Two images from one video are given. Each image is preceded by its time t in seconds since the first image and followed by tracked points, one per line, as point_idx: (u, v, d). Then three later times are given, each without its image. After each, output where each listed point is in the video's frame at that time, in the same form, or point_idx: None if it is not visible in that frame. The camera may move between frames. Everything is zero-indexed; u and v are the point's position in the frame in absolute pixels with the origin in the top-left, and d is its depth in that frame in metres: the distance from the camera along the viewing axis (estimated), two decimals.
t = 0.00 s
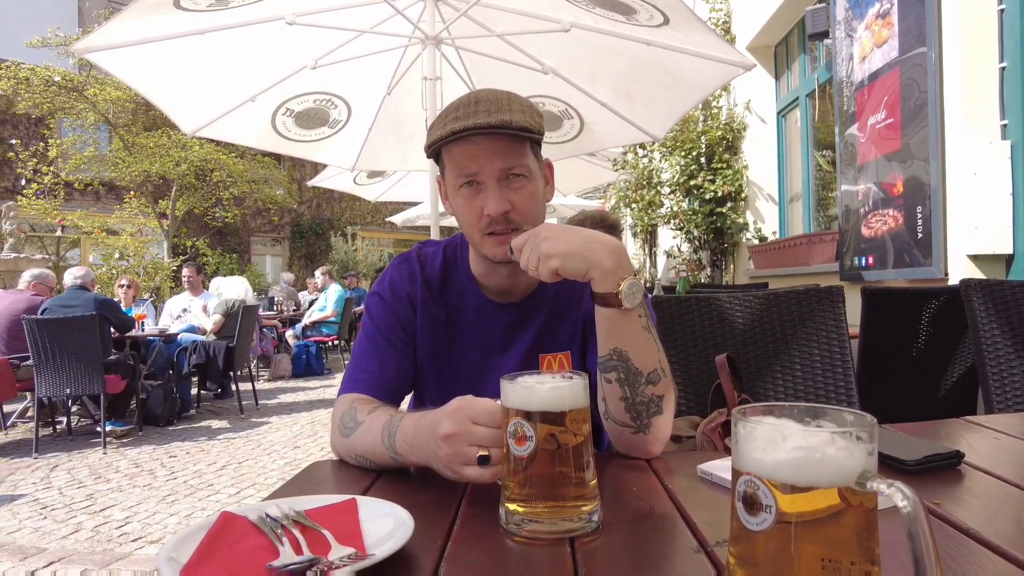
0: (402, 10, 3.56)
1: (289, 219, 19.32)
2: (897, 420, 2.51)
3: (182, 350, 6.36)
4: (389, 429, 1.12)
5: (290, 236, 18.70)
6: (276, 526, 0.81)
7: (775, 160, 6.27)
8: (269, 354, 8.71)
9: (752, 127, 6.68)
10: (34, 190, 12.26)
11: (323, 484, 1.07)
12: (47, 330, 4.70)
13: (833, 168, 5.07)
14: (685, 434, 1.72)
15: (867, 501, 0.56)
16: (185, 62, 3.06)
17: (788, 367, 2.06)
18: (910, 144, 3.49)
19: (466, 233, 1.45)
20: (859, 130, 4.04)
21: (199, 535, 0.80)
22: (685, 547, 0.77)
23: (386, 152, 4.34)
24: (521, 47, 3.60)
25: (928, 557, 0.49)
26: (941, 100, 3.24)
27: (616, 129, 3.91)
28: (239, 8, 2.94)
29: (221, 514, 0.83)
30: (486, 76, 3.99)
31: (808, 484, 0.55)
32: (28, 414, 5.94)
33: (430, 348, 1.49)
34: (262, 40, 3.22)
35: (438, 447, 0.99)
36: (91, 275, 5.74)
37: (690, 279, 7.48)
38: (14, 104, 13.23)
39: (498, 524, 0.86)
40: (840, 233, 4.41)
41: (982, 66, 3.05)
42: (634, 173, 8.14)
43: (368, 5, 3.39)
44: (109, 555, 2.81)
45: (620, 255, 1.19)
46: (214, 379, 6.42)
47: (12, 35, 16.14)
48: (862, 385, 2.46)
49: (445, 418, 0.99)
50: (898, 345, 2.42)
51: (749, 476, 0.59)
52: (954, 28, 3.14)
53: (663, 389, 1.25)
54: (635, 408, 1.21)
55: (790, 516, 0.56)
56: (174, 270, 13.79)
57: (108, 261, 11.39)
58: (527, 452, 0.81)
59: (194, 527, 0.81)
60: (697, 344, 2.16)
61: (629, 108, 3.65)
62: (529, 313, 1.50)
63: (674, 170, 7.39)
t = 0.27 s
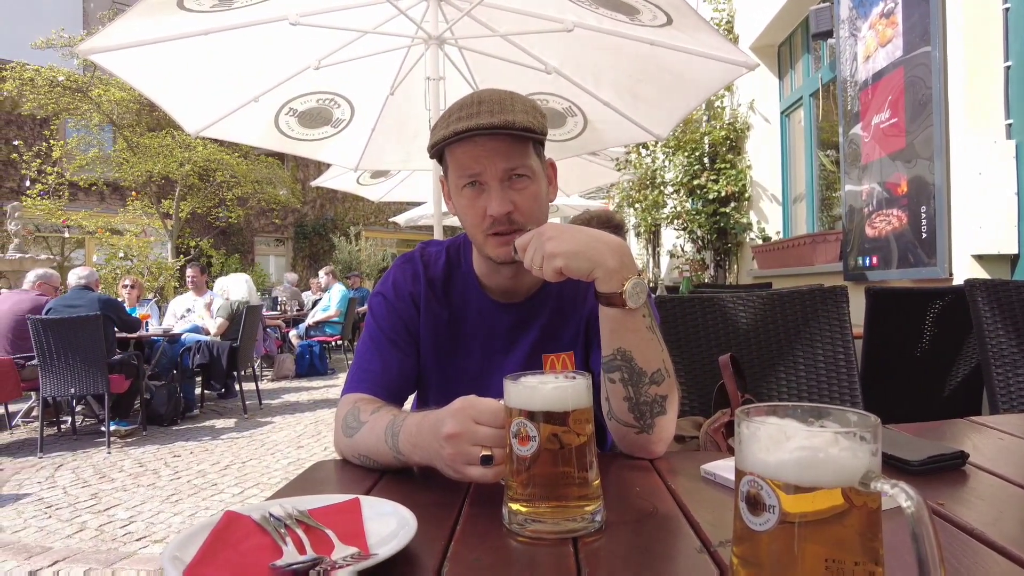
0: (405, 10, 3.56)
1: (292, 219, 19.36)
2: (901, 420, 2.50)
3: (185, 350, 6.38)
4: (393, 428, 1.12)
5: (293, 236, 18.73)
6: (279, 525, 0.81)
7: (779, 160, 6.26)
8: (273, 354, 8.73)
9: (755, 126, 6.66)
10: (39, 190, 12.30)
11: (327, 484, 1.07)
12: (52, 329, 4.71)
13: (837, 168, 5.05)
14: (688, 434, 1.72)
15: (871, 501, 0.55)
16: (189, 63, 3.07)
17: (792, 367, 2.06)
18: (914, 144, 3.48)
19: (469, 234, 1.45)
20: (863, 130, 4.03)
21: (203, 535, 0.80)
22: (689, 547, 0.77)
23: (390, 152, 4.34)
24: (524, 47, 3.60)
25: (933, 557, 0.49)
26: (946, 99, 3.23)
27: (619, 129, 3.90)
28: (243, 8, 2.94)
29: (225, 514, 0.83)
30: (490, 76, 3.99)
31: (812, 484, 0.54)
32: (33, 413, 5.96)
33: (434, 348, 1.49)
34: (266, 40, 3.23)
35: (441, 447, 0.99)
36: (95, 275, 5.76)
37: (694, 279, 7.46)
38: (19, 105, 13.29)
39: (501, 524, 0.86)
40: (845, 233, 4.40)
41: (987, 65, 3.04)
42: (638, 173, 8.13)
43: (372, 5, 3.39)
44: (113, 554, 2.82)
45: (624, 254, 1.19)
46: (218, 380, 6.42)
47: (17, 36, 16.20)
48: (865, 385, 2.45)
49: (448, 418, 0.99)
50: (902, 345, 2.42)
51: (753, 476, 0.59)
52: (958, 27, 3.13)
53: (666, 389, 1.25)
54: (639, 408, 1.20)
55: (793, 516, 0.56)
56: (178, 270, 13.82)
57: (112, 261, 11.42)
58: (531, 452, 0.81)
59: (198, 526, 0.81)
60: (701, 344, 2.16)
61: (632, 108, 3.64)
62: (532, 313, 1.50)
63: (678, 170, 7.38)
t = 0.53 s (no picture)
0: (408, 11, 3.57)
1: (295, 220, 19.39)
2: (903, 420, 2.50)
3: (189, 350, 6.35)
4: (396, 428, 1.13)
5: (296, 237, 18.76)
6: (282, 525, 0.81)
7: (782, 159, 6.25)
8: (276, 354, 8.74)
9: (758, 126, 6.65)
10: (43, 190, 12.35)
11: (330, 484, 1.08)
12: (57, 330, 4.74)
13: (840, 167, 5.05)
14: (691, 434, 1.72)
15: (874, 501, 0.55)
16: (192, 64, 3.08)
17: (795, 368, 2.05)
18: (918, 143, 3.47)
19: (471, 234, 1.45)
20: (867, 130, 4.02)
21: (206, 534, 0.81)
22: (691, 548, 0.77)
23: (393, 152, 4.35)
24: (526, 48, 3.60)
25: (934, 559, 0.49)
26: (949, 100, 3.23)
27: (622, 128, 3.90)
28: (246, 9, 2.95)
29: (228, 513, 0.84)
30: (492, 76, 3.99)
31: (813, 485, 0.54)
32: (37, 413, 5.98)
33: (436, 348, 1.49)
34: (269, 40, 3.23)
35: (444, 447, 1.00)
36: (98, 275, 5.77)
37: (696, 279, 7.46)
38: (23, 106, 13.33)
39: (504, 524, 0.87)
40: (848, 233, 4.39)
41: (991, 65, 3.04)
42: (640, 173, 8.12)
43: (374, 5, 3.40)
44: (117, 553, 2.83)
45: (626, 255, 1.19)
46: (219, 382, 6.40)
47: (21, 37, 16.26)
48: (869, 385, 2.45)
49: (450, 418, 0.99)
50: (906, 345, 2.41)
51: (755, 476, 0.59)
52: (962, 27, 3.11)
53: (669, 389, 1.25)
54: (641, 409, 1.20)
55: (795, 516, 0.56)
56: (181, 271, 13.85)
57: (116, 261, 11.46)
58: (533, 452, 0.81)
59: (201, 526, 0.82)
60: (704, 345, 2.16)
61: (635, 108, 3.64)
62: (534, 313, 1.50)
63: (680, 170, 7.37)
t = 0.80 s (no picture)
0: (410, 11, 3.57)
1: (298, 220, 19.42)
2: (906, 421, 2.49)
3: (191, 350, 6.36)
4: (398, 428, 1.13)
5: (299, 237, 18.79)
6: (285, 524, 0.81)
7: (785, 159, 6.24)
8: (278, 354, 8.75)
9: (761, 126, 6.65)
10: (47, 190, 12.38)
11: (332, 483, 1.08)
12: (60, 330, 4.75)
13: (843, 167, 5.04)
14: (693, 434, 1.72)
15: (876, 502, 0.55)
16: (195, 64, 3.08)
17: (797, 368, 2.05)
18: (921, 143, 3.46)
19: (473, 234, 1.46)
20: (870, 130, 4.02)
21: (209, 533, 0.81)
22: (694, 548, 0.77)
23: (395, 152, 4.35)
24: (529, 48, 3.60)
25: (938, 560, 0.49)
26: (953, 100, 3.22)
27: (624, 129, 3.90)
28: (249, 10, 2.96)
29: (230, 513, 0.84)
30: (494, 76, 3.99)
31: (815, 485, 0.54)
32: (40, 412, 6.00)
33: (439, 348, 1.49)
34: (272, 40, 3.24)
35: (446, 447, 1.00)
36: (101, 275, 5.78)
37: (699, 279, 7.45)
38: (27, 106, 13.37)
39: (507, 524, 0.87)
40: (850, 233, 4.39)
41: (997, 64, 3.05)
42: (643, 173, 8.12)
43: (377, 6, 3.40)
44: (119, 553, 2.83)
45: (628, 254, 1.19)
46: (224, 380, 6.45)
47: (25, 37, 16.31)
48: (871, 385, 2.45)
49: (452, 418, 0.99)
50: (910, 345, 2.40)
51: (758, 476, 0.59)
52: (965, 27, 3.11)
53: (671, 389, 1.25)
54: (643, 409, 1.20)
55: (797, 516, 0.56)
56: (184, 271, 13.88)
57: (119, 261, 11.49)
58: (535, 452, 0.81)
59: (203, 525, 0.82)
60: (706, 345, 2.16)
61: (637, 107, 3.64)
62: (536, 313, 1.50)
63: (683, 170, 7.36)
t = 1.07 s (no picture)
0: (412, 11, 3.57)
1: (300, 220, 19.44)
2: (909, 421, 2.49)
3: (194, 350, 6.36)
4: (400, 428, 1.13)
5: (301, 237, 18.81)
6: (287, 524, 0.81)
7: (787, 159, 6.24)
8: (281, 354, 8.76)
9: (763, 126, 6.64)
10: (49, 190, 12.41)
11: (334, 483, 1.08)
12: (62, 330, 4.76)
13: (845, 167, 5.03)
14: (696, 434, 1.72)
15: (879, 502, 0.55)
16: (197, 64, 3.09)
17: (800, 368, 2.05)
18: (924, 143, 3.45)
19: (474, 234, 1.45)
20: (872, 129, 4.01)
21: (211, 533, 0.81)
22: (696, 548, 0.77)
23: (397, 152, 4.35)
24: (531, 48, 3.60)
25: (941, 561, 0.49)
26: (956, 101, 3.21)
27: (626, 129, 3.89)
28: (252, 10, 2.96)
29: (232, 512, 0.84)
30: (496, 76, 3.99)
31: (818, 485, 0.54)
32: (43, 412, 6.02)
33: (440, 348, 1.49)
34: (273, 40, 3.24)
35: (448, 447, 1.00)
36: (104, 276, 5.79)
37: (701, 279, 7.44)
38: (30, 106, 13.41)
39: (509, 524, 0.87)
40: (853, 233, 4.38)
41: (999, 64, 3.04)
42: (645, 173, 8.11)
43: (378, 6, 3.41)
44: (122, 552, 2.84)
45: (631, 254, 1.18)
46: (226, 379, 6.44)
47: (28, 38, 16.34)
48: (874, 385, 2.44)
49: (454, 418, 0.99)
50: (913, 345, 2.40)
51: (760, 477, 0.59)
52: (968, 26, 3.10)
53: (673, 389, 1.25)
54: (646, 409, 1.20)
55: (800, 517, 0.56)
56: (186, 271, 13.90)
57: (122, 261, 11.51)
58: (537, 452, 0.81)
59: (206, 525, 0.82)
60: (708, 345, 2.16)
61: (639, 107, 3.64)
62: (538, 313, 1.50)
63: (685, 170, 7.35)
